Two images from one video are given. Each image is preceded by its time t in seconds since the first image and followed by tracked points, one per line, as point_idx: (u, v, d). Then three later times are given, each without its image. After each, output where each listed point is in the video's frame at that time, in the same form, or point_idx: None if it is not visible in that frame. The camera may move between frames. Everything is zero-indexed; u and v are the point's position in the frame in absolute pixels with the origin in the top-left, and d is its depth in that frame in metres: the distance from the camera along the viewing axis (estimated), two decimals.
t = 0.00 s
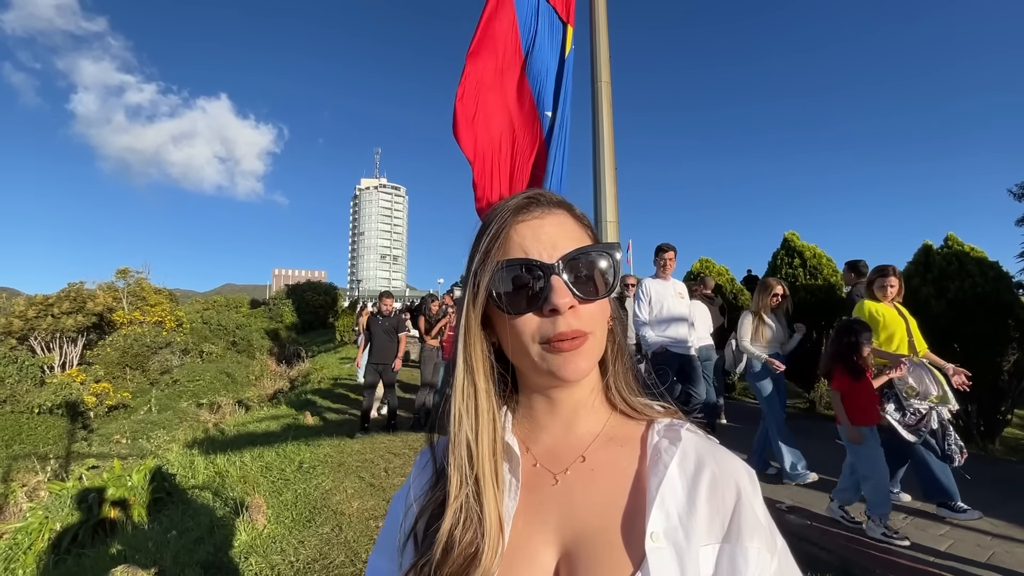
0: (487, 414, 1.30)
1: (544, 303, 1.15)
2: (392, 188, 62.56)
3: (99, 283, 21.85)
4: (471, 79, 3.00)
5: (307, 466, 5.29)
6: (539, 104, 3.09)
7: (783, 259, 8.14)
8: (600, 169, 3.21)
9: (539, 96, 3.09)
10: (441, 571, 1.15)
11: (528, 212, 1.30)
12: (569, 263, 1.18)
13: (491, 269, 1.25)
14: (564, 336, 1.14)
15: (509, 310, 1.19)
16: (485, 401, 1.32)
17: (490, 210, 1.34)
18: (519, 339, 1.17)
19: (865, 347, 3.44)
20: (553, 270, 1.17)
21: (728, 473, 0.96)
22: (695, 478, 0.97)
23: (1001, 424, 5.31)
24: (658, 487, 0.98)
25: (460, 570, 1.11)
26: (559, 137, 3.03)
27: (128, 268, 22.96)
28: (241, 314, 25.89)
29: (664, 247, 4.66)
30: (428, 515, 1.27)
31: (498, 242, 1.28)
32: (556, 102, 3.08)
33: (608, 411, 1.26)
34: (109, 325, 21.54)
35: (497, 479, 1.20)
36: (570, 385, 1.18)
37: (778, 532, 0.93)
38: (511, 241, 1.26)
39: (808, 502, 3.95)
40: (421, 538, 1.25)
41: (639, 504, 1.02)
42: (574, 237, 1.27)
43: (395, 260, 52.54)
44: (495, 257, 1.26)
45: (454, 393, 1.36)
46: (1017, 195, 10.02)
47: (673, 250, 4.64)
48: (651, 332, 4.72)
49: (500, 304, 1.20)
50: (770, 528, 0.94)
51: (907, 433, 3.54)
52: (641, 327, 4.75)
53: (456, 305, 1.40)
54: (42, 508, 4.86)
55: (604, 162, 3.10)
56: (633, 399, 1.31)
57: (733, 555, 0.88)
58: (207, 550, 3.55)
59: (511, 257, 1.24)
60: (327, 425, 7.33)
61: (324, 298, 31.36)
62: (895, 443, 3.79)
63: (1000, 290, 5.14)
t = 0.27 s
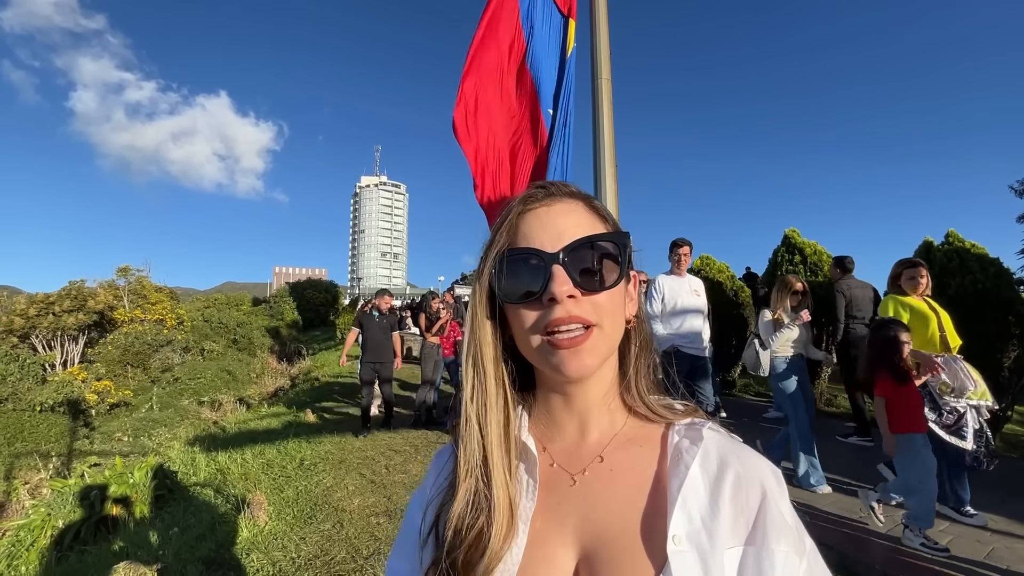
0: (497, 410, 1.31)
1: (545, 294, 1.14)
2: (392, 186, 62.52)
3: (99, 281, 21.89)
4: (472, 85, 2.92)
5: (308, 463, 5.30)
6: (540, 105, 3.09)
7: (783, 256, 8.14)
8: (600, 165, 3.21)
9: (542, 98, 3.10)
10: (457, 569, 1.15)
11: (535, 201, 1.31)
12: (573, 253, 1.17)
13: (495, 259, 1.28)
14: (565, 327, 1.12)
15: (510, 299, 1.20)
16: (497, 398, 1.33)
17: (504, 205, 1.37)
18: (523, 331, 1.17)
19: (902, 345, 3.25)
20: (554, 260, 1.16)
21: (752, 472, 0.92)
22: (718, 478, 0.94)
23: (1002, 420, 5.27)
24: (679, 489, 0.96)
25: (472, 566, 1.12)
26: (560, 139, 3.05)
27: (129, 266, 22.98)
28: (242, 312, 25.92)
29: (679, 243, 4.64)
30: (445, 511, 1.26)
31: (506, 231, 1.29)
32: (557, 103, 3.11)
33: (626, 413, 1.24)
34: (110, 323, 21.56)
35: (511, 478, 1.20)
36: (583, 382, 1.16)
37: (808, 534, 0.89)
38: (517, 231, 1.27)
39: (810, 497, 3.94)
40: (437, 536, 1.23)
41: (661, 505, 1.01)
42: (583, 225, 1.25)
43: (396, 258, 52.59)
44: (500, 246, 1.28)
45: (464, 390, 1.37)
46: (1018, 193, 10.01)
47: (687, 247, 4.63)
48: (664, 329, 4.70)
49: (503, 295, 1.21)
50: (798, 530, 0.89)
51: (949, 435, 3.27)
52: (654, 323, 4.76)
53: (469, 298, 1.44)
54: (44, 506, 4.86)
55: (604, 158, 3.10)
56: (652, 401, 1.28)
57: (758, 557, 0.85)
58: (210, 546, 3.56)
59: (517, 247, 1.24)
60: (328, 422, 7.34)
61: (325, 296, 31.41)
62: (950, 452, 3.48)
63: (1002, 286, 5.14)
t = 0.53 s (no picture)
0: (512, 406, 1.32)
1: (557, 289, 1.14)
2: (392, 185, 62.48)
3: (100, 280, 21.91)
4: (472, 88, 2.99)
5: (309, 461, 5.31)
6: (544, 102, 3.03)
7: (784, 254, 8.13)
8: (600, 165, 3.20)
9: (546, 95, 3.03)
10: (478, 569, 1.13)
11: (547, 198, 1.32)
12: (585, 248, 1.17)
13: (507, 255, 1.28)
14: (578, 322, 1.12)
15: (523, 296, 1.20)
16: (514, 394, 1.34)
17: (515, 202, 1.37)
18: (536, 326, 1.17)
19: (946, 344, 3.20)
20: (566, 256, 1.16)
21: (772, 469, 0.92)
22: (738, 476, 0.94)
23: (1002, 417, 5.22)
24: (700, 487, 0.96)
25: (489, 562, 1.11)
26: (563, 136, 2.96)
27: (129, 265, 23.00)
28: (243, 310, 25.94)
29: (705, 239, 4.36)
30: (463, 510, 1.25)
31: (518, 229, 1.30)
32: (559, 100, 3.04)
33: (644, 411, 1.23)
34: (110, 322, 21.57)
35: (527, 476, 1.19)
36: (597, 377, 1.16)
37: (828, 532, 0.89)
38: (528, 228, 1.28)
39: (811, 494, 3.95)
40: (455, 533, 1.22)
41: (680, 503, 1.00)
42: (596, 220, 1.25)
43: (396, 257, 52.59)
44: (512, 244, 1.28)
45: (479, 388, 1.38)
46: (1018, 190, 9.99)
47: (714, 242, 4.32)
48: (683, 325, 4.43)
49: (516, 291, 1.21)
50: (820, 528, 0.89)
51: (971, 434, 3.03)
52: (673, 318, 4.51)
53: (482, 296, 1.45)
54: (45, 504, 4.87)
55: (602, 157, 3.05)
56: (670, 398, 1.27)
57: (781, 556, 0.84)
58: (210, 544, 3.56)
59: (529, 243, 1.25)
60: (328, 421, 7.34)
61: (325, 295, 31.41)
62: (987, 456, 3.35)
63: (1002, 284, 5.14)
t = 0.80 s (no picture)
0: (521, 400, 1.33)
1: (567, 291, 1.15)
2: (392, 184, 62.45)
3: (99, 279, 21.91)
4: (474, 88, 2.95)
5: (309, 460, 5.31)
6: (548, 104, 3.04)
7: (784, 252, 8.13)
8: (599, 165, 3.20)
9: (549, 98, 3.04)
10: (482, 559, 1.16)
11: (556, 196, 1.31)
12: (595, 250, 1.17)
13: (515, 254, 1.28)
14: (589, 324, 1.12)
15: (533, 297, 1.20)
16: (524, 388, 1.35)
17: (523, 200, 1.37)
18: (547, 326, 1.18)
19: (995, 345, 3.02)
20: (576, 257, 1.17)
21: (782, 469, 0.92)
22: (747, 474, 0.94)
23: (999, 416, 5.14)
24: (706, 482, 0.96)
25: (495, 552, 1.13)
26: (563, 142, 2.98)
27: (128, 264, 23.01)
28: (242, 309, 25.94)
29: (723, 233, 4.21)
30: (471, 498, 1.29)
31: (527, 227, 1.29)
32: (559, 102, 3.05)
33: (653, 406, 1.23)
34: (110, 320, 21.58)
35: (535, 470, 1.21)
36: (607, 374, 1.16)
37: (840, 536, 0.88)
38: (537, 229, 1.27)
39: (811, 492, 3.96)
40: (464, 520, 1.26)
41: (684, 499, 1.00)
42: (606, 219, 1.25)
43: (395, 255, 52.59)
44: (521, 243, 1.28)
45: (489, 381, 1.39)
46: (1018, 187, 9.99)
47: (733, 240, 4.22)
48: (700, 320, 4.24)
49: (526, 292, 1.22)
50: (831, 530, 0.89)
51: None
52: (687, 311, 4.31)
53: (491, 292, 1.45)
54: (45, 503, 4.87)
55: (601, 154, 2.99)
56: (681, 393, 1.27)
57: (788, 556, 0.84)
58: (210, 543, 3.57)
59: (539, 243, 1.25)
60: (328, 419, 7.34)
61: (324, 294, 31.42)
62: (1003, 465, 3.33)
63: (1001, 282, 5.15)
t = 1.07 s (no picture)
0: (526, 395, 1.33)
1: (574, 286, 1.15)
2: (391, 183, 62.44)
3: (98, 278, 21.91)
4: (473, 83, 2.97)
5: (308, 459, 5.32)
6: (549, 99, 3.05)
7: (783, 251, 8.14)
8: (600, 162, 3.17)
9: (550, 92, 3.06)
10: (481, 548, 1.16)
11: (563, 191, 1.31)
12: (602, 245, 1.17)
13: (522, 251, 1.28)
14: (596, 319, 1.12)
15: (540, 292, 1.21)
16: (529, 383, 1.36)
17: (531, 196, 1.37)
18: (553, 322, 1.19)
19: None
20: (583, 253, 1.17)
21: (785, 475, 0.90)
22: (748, 479, 0.93)
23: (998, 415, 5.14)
24: (704, 484, 0.96)
25: (494, 543, 1.14)
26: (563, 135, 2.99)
27: (127, 263, 23.02)
28: (241, 309, 25.93)
29: (740, 229, 4.13)
30: (474, 486, 1.30)
31: (533, 223, 1.29)
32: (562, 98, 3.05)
33: (657, 402, 1.23)
34: (110, 320, 21.57)
35: (538, 464, 1.22)
36: (614, 368, 1.16)
37: (842, 543, 0.87)
38: (545, 225, 1.27)
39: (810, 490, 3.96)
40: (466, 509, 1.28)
41: (682, 499, 1.00)
42: (613, 215, 1.25)
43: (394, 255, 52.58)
44: (528, 239, 1.28)
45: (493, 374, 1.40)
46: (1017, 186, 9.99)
47: (751, 237, 4.14)
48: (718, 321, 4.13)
49: (534, 287, 1.22)
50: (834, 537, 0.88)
51: None
52: (705, 313, 4.21)
53: (499, 286, 1.46)
54: (45, 502, 4.87)
55: (602, 150, 2.93)
56: (687, 392, 1.27)
57: (786, 563, 0.84)
58: (210, 542, 3.57)
59: (547, 239, 1.25)
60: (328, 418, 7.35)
61: (323, 293, 31.42)
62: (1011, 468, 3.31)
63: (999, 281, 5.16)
